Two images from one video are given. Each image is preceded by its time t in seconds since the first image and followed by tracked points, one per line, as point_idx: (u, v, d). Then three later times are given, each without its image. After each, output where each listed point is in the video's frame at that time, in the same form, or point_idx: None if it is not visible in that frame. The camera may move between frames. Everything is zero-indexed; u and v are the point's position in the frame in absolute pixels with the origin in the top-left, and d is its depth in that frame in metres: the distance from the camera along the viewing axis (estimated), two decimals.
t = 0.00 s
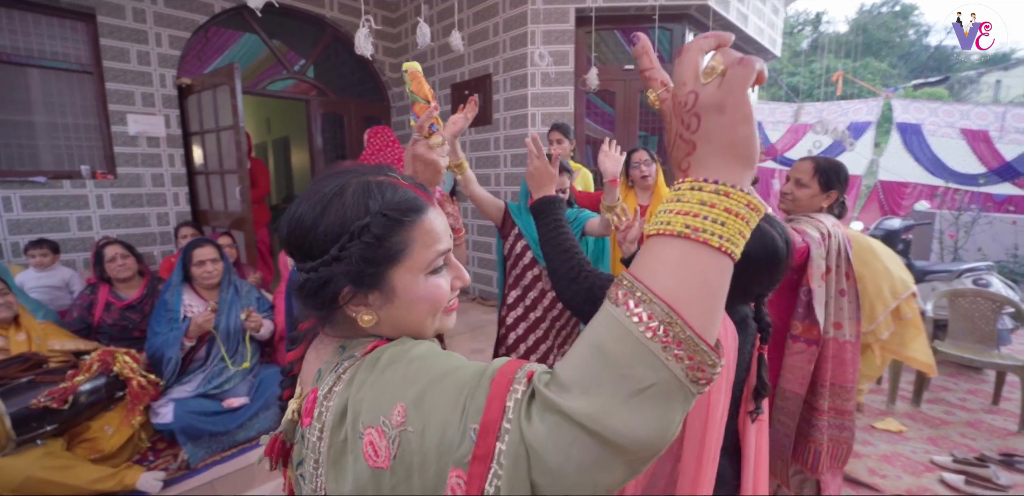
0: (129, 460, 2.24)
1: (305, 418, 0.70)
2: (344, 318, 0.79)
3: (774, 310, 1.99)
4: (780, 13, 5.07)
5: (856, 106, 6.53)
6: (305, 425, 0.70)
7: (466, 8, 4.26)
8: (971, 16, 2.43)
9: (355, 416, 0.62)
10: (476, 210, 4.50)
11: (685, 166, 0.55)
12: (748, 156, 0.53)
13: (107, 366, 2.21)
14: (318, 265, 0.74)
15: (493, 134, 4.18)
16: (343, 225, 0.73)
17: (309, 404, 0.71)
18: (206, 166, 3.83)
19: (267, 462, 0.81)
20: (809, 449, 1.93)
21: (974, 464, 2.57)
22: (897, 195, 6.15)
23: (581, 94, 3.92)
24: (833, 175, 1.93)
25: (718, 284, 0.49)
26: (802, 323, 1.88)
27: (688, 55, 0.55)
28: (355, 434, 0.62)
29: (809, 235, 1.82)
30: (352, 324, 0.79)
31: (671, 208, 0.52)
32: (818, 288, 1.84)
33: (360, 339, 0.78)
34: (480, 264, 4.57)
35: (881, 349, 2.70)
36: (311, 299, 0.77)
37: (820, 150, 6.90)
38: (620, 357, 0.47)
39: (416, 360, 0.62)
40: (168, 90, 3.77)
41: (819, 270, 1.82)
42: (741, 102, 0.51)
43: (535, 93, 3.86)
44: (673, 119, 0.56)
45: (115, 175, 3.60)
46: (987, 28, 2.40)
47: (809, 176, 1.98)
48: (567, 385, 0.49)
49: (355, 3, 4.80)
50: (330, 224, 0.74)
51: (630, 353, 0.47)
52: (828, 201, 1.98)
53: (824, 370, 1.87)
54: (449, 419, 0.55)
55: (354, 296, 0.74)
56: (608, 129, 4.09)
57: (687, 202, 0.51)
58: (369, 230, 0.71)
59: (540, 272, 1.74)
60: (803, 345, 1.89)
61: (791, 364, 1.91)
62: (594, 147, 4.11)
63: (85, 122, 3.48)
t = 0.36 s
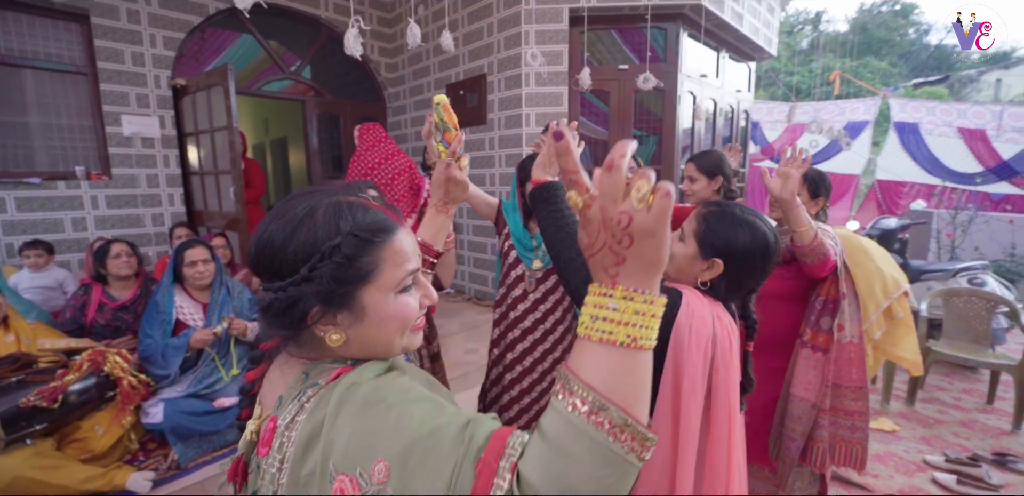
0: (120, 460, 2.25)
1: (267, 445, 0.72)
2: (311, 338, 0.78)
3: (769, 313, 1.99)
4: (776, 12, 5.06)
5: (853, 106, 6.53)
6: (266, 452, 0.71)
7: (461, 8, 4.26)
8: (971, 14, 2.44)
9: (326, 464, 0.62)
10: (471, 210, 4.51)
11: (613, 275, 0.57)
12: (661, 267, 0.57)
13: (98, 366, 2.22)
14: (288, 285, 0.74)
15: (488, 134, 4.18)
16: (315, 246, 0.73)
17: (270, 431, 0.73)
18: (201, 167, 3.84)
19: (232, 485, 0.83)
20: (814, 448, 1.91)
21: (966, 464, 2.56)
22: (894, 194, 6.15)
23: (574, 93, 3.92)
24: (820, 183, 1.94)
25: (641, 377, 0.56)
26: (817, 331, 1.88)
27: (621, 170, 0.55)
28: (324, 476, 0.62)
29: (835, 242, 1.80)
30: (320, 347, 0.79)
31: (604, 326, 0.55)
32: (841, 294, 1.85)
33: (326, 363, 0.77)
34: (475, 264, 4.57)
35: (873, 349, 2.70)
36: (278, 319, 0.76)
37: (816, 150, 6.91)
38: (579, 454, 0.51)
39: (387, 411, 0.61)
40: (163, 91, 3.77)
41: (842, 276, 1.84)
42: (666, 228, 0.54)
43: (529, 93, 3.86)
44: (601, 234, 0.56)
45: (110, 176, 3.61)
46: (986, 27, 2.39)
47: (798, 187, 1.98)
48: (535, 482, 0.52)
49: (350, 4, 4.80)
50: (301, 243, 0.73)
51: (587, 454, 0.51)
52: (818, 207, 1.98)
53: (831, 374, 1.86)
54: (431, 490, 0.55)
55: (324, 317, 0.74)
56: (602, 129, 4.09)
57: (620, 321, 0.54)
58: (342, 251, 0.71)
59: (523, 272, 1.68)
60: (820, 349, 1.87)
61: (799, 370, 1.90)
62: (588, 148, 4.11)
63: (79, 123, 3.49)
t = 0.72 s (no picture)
0: (108, 460, 2.25)
1: (233, 481, 0.65)
2: (277, 360, 0.75)
3: (781, 299, 1.92)
4: (773, 10, 5.04)
5: (852, 104, 6.48)
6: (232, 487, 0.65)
7: (456, 6, 4.25)
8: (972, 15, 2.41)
9: None
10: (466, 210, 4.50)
11: (572, 321, 0.67)
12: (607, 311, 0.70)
13: (86, 366, 2.21)
14: (259, 305, 0.70)
15: (482, 133, 4.17)
16: (290, 266, 0.70)
17: (237, 464, 0.66)
18: (195, 167, 3.84)
19: None
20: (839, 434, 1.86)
21: (962, 466, 2.53)
22: (895, 193, 6.18)
23: (568, 92, 3.90)
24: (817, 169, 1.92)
25: (594, 398, 0.67)
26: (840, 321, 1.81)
27: (583, 242, 0.66)
28: None
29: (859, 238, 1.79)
30: (288, 367, 0.76)
31: (570, 363, 0.65)
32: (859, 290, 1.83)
33: (293, 387, 0.74)
34: (470, 264, 4.56)
35: (868, 350, 2.67)
36: (243, 341, 0.72)
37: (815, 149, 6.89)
38: (563, 466, 0.62)
39: (384, 443, 0.61)
40: (157, 91, 3.78)
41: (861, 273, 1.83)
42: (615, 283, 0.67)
43: (523, 91, 3.84)
44: (566, 291, 0.66)
45: (104, 176, 3.61)
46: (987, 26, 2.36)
47: (796, 170, 1.97)
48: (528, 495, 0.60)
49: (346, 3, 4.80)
50: (276, 264, 0.70)
51: (571, 469, 0.62)
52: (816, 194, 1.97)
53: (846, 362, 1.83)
54: None
55: (299, 336, 0.72)
56: (597, 128, 4.07)
57: (583, 356, 0.66)
58: (323, 272, 0.69)
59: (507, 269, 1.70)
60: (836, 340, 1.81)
61: (814, 354, 1.83)
62: (583, 146, 4.09)
63: (73, 123, 3.50)
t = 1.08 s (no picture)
0: (111, 451, 2.31)
1: (273, 445, 0.65)
2: (304, 321, 0.75)
3: (796, 303, 1.89)
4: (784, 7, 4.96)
5: (867, 102, 6.34)
6: (270, 451, 0.65)
7: (461, 6, 4.26)
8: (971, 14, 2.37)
9: (374, 438, 0.61)
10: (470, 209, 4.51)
11: (571, 249, 0.74)
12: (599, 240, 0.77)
13: (90, 359, 2.26)
14: (290, 263, 0.69)
15: (486, 133, 4.17)
16: (315, 221, 0.70)
17: (277, 427, 0.66)
18: (204, 166, 3.91)
19: None
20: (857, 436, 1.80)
21: (973, 475, 2.46)
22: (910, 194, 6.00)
23: (572, 92, 3.89)
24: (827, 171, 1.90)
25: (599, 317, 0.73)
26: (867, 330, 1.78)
27: (574, 178, 0.77)
28: (373, 447, 0.61)
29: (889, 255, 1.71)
30: (313, 329, 0.76)
31: (573, 283, 0.72)
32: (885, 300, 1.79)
33: (317, 351, 0.74)
34: (474, 263, 4.56)
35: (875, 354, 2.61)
36: (273, 304, 0.71)
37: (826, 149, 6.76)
38: (589, 370, 0.68)
39: (426, 377, 0.65)
40: (167, 91, 3.85)
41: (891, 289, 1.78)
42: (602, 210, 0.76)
43: (527, 91, 3.84)
44: (564, 218, 0.74)
45: (115, 175, 3.69)
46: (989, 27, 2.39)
47: (804, 172, 1.95)
48: (566, 398, 0.66)
49: (353, 4, 4.84)
50: (298, 222, 0.70)
51: (589, 364, 0.68)
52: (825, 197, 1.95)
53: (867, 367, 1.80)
54: (489, 439, 0.62)
55: (329, 292, 0.73)
56: (601, 127, 4.05)
57: (584, 276, 0.72)
58: (351, 222, 0.71)
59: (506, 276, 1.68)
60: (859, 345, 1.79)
61: (841, 363, 1.81)
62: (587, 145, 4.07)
63: (87, 123, 3.58)
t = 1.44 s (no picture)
0: (133, 433, 2.44)
1: (346, 419, 0.66)
2: (347, 301, 0.75)
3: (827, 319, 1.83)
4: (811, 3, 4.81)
5: (900, 102, 6.08)
6: (344, 425, 0.66)
7: (478, 6, 4.28)
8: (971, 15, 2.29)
9: (446, 394, 0.68)
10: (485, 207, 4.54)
11: (563, 217, 0.84)
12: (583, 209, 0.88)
13: (115, 346, 2.36)
14: (349, 241, 0.70)
15: (501, 131, 4.19)
16: (367, 201, 0.72)
17: (348, 401, 0.66)
18: (228, 163, 4.06)
19: (304, 479, 0.68)
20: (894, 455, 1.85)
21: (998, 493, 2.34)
22: (944, 197, 5.79)
23: (588, 90, 3.87)
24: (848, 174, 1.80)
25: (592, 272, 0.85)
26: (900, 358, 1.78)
27: (558, 154, 0.87)
28: (446, 402, 0.68)
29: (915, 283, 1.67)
30: (352, 310, 0.77)
31: (569, 244, 0.82)
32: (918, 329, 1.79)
33: (360, 328, 0.76)
34: (488, 262, 4.58)
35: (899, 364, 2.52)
36: (330, 282, 0.70)
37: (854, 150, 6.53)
38: (601, 315, 0.79)
39: (475, 340, 0.74)
40: (195, 90, 4.00)
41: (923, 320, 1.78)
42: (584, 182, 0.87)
43: (542, 90, 3.83)
44: (555, 190, 0.85)
45: (146, 170, 3.86)
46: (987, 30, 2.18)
47: (824, 175, 1.83)
48: (590, 340, 0.78)
49: (374, 4, 4.93)
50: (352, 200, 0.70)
51: (599, 308, 0.79)
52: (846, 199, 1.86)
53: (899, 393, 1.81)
54: (540, 383, 0.72)
55: (378, 269, 0.74)
56: (617, 126, 4.02)
57: (577, 239, 0.83)
58: (393, 200, 0.75)
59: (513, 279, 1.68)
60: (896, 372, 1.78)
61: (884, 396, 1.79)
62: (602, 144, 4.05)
63: (120, 120, 3.76)
